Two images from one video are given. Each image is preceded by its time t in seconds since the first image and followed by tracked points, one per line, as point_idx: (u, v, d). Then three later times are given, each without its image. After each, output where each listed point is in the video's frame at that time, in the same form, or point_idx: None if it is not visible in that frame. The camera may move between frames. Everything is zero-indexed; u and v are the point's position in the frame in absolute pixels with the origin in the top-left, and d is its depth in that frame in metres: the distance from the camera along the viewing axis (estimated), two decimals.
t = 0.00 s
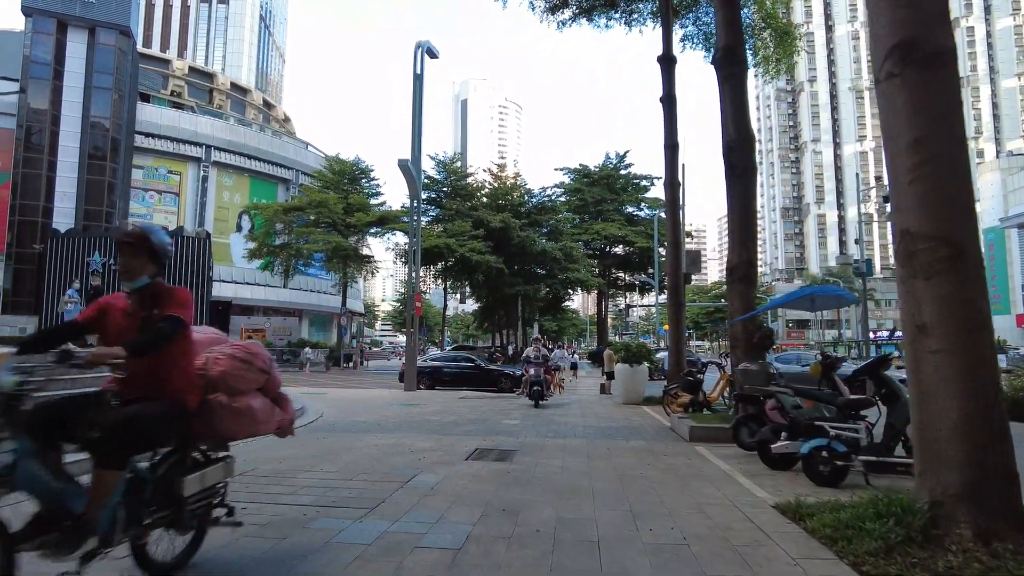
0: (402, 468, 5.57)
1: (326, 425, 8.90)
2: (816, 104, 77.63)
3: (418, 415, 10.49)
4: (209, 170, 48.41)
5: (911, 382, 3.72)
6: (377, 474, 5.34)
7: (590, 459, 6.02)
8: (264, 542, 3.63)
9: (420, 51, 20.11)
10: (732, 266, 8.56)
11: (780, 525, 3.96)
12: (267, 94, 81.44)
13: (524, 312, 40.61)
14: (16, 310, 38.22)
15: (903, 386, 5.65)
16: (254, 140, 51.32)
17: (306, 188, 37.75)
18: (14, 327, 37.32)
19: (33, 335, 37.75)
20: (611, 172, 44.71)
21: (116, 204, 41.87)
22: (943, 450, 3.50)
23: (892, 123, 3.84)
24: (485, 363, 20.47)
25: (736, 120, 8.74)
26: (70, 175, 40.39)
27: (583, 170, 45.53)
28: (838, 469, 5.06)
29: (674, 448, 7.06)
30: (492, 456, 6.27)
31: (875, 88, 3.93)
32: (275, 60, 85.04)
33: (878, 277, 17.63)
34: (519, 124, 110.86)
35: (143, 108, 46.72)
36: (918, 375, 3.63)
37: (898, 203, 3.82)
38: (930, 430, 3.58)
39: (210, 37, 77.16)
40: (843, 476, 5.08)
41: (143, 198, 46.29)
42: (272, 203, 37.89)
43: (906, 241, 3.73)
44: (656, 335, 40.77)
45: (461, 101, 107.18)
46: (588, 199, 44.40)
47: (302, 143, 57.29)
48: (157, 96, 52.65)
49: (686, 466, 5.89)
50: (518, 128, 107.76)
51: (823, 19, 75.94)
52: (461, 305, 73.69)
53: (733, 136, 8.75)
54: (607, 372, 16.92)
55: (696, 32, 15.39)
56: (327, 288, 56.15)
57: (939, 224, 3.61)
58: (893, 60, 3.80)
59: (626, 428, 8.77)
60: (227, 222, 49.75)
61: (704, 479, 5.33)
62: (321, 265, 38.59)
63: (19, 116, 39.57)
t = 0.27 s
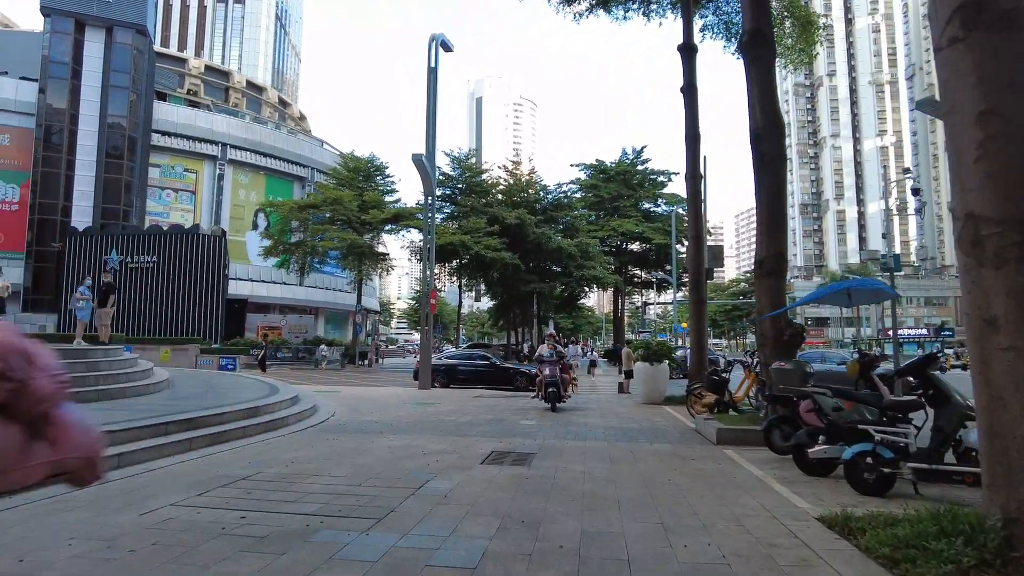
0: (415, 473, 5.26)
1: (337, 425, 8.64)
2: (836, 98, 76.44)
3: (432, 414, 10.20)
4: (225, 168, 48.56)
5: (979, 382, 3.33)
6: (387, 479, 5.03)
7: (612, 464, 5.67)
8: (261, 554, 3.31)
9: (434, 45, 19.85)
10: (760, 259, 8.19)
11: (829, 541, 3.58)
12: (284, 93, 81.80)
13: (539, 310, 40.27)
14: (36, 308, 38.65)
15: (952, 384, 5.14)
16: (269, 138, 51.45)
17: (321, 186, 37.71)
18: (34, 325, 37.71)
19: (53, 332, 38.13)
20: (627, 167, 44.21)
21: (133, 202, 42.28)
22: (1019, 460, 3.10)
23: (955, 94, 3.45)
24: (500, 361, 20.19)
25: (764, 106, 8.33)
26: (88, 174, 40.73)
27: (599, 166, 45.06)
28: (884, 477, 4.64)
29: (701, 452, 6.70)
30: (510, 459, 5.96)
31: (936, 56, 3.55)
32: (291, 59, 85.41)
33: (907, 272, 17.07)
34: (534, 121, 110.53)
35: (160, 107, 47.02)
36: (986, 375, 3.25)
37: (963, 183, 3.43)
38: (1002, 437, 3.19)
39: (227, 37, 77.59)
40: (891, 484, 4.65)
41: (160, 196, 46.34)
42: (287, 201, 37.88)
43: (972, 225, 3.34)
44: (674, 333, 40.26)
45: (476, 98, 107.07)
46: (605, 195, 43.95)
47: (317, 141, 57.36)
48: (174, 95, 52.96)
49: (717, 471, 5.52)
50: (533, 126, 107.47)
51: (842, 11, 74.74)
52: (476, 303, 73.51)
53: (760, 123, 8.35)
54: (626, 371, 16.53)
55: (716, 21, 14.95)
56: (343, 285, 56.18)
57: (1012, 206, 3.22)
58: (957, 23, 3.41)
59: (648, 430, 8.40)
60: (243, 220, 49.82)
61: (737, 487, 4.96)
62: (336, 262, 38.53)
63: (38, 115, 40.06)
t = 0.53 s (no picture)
0: (414, 482, 4.98)
1: (338, 428, 8.40)
2: (846, 96, 75.69)
3: (436, 417, 9.93)
4: (232, 168, 48.55)
5: None
6: (386, 489, 4.76)
7: (624, 473, 5.37)
8: None
9: (439, 41, 19.58)
10: (776, 257, 7.84)
11: (862, 561, 3.25)
12: (292, 93, 81.87)
13: (547, 310, 39.95)
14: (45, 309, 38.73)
15: (989, 388, 4.73)
16: (277, 138, 51.47)
17: (328, 185, 37.56)
18: (42, 326, 37.74)
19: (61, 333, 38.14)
20: (636, 166, 43.83)
21: (140, 202, 42.26)
22: None
23: (1003, 73, 3.16)
24: (507, 361, 19.93)
25: (781, 96, 7.97)
26: (96, 175, 40.72)
27: (607, 165, 44.69)
28: (917, 489, 4.30)
29: (716, 458, 6.38)
30: (515, 466, 5.68)
31: (981, 31, 3.26)
32: (299, 59, 85.49)
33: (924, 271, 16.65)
34: (541, 121, 110.29)
35: (167, 108, 47.17)
36: None
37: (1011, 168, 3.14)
38: None
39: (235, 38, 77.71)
40: (925, 496, 4.31)
41: (168, 196, 46.52)
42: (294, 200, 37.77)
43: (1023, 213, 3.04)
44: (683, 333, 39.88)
45: (483, 98, 106.89)
46: (613, 194, 43.60)
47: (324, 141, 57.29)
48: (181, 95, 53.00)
49: (734, 481, 5.22)
50: (541, 125, 107.26)
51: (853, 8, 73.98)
52: (484, 303, 73.30)
53: (777, 114, 7.99)
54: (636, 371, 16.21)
55: (727, 15, 14.59)
56: (350, 285, 56.08)
57: None
58: None
59: (660, 434, 8.09)
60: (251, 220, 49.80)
61: (757, 498, 4.65)
62: (342, 262, 38.35)
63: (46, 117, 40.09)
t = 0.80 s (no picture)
0: (404, 491, 4.64)
1: (331, 431, 8.09)
2: (847, 95, 75.40)
3: (432, 419, 9.62)
4: (230, 168, 48.24)
5: None
6: (374, 499, 4.43)
7: (629, 481, 5.04)
8: None
9: (438, 35, 19.23)
10: (785, 250, 7.50)
11: None
12: (291, 93, 81.63)
13: (547, 310, 39.69)
14: (41, 309, 38.46)
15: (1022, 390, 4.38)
16: (275, 137, 51.14)
17: (326, 184, 37.27)
18: (38, 326, 37.48)
19: (57, 333, 37.88)
20: (637, 165, 43.51)
21: (137, 202, 41.86)
22: None
23: None
24: (507, 361, 19.64)
25: (790, 84, 7.63)
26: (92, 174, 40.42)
27: (608, 163, 44.36)
28: (949, 499, 3.95)
29: (725, 463, 6.05)
30: (512, 473, 5.35)
31: None
32: (298, 59, 85.25)
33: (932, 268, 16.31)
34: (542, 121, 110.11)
35: (165, 107, 46.83)
36: None
37: None
38: None
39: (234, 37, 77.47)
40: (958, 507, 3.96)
41: (166, 196, 46.10)
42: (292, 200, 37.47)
43: None
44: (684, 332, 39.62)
45: (483, 98, 106.72)
46: (614, 193, 43.31)
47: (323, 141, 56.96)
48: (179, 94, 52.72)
49: (747, 490, 4.88)
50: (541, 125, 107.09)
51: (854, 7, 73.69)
52: (484, 303, 73.02)
53: (787, 102, 7.65)
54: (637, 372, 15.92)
55: (730, 6, 14.26)
56: (350, 285, 55.79)
57: None
58: None
59: (664, 437, 7.76)
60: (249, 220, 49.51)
61: (772, 509, 4.32)
62: (341, 262, 38.03)
63: (42, 116, 39.72)
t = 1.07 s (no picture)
0: (396, 503, 4.33)
1: (325, 435, 7.81)
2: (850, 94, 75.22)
3: (432, 422, 9.33)
4: (230, 168, 48.04)
5: None
6: (365, 511, 4.13)
7: (636, 490, 4.75)
8: None
9: (438, 31, 18.95)
10: (798, 248, 7.20)
11: None
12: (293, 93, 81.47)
13: (549, 310, 39.39)
14: (39, 309, 38.26)
15: None
16: (275, 137, 50.92)
17: (326, 183, 37.01)
18: (38, 326, 37.21)
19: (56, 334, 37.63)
20: (639, 164, 43.21)
21: (137, 202, 41.67)
22: None
23: None
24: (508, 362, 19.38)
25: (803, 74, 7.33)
26: (92, 174, 40.20)
27: (610, 162, 44.04)
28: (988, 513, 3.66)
29: (737, 469, 5.74)
30: (512, 482, 5.05)
31: None
32: (300, 60, 85.14)
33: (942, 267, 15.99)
34: (543, 121, 110.01)
35: (165, 106, 46.60)
36: None
37: None
38: None
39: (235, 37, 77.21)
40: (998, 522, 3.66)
41: (165, 196, 45.92)
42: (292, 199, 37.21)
43: None
44: (687, 333, 39.33)
45: (485, 99, 106.68)
46: (616, 192, 43.07)
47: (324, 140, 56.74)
48: (179, 94, 52.53)
49: (763, 499, 4.59)
50: (543, 125, 106.93)
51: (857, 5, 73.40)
52: (485, 303, 72.80)
53: (800, 94, 7.34)
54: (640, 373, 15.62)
55: None
56: (350, 286, 55.54)
57: None
58: None
59: (671, 442, 7.45)
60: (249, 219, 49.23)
61: (793, 521, 4.01)
62: (342, 261, 37.74)
63: (41, 115, 39.58)
